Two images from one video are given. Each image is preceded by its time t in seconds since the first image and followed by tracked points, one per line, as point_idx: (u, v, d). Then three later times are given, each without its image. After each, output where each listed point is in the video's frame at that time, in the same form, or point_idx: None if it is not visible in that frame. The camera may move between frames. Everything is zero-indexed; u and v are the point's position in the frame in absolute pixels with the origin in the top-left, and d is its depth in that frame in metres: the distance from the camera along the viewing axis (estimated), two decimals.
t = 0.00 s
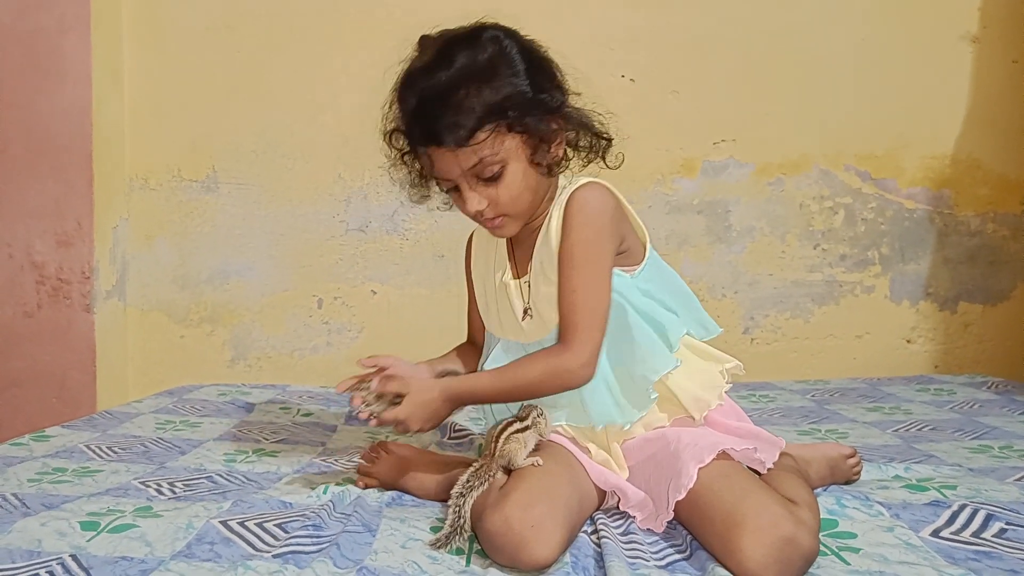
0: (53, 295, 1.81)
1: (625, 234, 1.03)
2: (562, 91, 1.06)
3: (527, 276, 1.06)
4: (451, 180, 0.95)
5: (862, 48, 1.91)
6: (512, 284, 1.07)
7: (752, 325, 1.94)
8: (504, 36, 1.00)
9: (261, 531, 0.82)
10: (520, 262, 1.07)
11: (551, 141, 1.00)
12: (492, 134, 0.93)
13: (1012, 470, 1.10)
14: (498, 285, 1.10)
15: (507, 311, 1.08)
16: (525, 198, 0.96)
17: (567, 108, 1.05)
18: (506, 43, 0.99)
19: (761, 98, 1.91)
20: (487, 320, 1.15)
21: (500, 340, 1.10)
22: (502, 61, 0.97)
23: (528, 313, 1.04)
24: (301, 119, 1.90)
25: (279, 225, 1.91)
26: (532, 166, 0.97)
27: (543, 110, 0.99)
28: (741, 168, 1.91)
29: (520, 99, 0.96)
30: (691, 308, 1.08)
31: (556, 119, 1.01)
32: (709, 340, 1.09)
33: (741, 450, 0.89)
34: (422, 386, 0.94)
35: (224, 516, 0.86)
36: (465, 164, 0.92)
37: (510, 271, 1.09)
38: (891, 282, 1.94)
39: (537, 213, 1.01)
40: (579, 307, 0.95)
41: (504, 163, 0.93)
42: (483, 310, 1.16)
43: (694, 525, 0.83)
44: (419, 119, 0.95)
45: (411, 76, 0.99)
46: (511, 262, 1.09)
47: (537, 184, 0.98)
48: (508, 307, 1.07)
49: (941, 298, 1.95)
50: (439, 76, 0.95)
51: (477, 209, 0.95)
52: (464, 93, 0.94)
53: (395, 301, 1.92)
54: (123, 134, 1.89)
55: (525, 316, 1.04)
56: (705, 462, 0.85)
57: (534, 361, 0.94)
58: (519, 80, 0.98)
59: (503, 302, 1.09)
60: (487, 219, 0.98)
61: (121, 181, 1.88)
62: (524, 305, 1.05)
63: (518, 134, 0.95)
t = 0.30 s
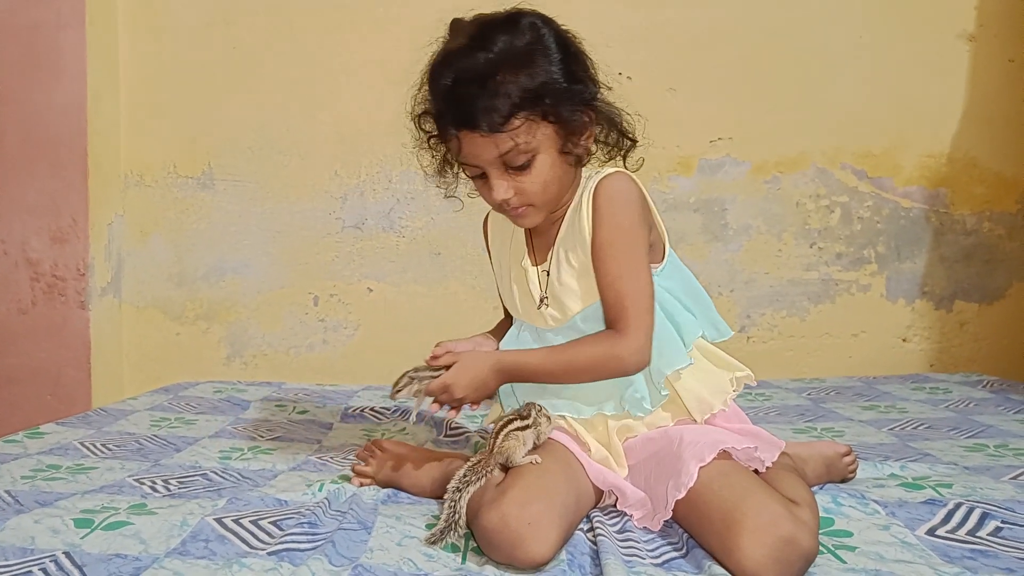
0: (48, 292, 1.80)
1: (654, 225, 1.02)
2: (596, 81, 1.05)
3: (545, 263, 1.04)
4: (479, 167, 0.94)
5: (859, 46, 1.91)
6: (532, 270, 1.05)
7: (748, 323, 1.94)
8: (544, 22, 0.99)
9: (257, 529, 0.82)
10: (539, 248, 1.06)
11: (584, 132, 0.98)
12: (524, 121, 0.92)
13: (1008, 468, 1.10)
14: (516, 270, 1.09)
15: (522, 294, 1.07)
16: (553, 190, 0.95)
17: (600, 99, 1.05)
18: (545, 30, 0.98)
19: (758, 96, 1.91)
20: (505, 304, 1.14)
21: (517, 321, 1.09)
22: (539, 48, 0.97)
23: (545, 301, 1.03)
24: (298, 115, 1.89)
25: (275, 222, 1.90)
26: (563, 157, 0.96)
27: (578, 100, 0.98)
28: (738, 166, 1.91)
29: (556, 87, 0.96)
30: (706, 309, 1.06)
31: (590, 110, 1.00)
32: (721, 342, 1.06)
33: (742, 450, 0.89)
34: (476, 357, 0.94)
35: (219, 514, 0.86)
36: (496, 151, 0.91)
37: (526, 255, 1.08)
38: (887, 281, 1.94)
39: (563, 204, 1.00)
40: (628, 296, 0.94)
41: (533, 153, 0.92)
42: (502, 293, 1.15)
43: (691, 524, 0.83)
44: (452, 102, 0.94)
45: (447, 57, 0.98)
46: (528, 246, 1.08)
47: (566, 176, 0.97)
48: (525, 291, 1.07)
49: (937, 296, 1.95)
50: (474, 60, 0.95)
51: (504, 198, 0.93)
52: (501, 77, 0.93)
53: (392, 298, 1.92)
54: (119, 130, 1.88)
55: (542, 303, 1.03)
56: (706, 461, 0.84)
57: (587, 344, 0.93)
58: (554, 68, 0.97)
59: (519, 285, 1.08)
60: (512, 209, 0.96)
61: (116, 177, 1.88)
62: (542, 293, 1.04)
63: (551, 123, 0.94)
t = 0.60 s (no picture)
0: (49, 293, 1.81)
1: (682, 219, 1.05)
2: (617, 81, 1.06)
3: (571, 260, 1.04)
4: (506, 167, 0.93)
5: (859, 46, 1.91)
6: (557, 267, 1.04)
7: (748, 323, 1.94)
8: (569, 22, 1.00)
9: (259, 530, 0.82)
10: (562, 246, 1.05)
11: (609, 132, 1.00)
12: (554, 122, 0.93)
13: (1010, 468, 1.10)
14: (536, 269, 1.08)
15: (546, 294, 1.05)
16: (578, 190, 0.96)
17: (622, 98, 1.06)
18: (570, 30, 0.99)
19: (758, 96, 1.91)
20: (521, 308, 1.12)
21: (535, 322, 1.07)
22: (565, 47, 0.97)
23: (576, 298, 1.01)
24: (298, 116, 1.89)
25: (275, 223, 1.90)
26: (588, 159, 0.96)
27: (604, 100, 1.00)
28: (739, 166, 1.91)
29: (583, 88, 0.97)
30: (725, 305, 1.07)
31: (614, 109, 1.01)
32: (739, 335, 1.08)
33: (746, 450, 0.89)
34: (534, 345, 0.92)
35: (221, 515, 0.86)
36: (527, 151, 0.91)
37: (547, 254, 1.06)
38: (888, 280, 1.94)
39: (585, 205, 1.00)
40: (688, 282, 0.96)
41: (562, 153, 0.92)
42: (515, 297, 1.13)
43: (692, 524, 0.83)
44: (480, 100, 0.94)
45: (472, 54, 0.97)
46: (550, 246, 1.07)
47: (590, 177, 0.98)
48: (549, 290, 1.05)
49: (938, 296, 1.95)
50: (503, 58, 0.95)
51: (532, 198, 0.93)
52: (531, 77, 0.94)
53: (393, 299, 1.92)
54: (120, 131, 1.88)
55: (572, 301, 1.01)
56: (708, 461, 0.85)
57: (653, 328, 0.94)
58: (580, 67, 0.98)
59: (542, 285, 1.06)
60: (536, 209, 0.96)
61: (117, 178, 1.88)
62: (571, 292, 1.02)
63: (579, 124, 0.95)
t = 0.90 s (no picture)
0: (51, 290, 1.82)
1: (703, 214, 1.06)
2: (646, 76, 1.06)
3: (595, 254, 1.03)
4: (530, 162, 0.92)
5: (862, 45, 1.91)
6: (581, 259, 1.03)
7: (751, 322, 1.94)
8: (598, 18, 1.00)
9: (262, 525, 0.82)
10: (586, 239, 1.04)
11: (637, 127, 1.00)
12: (578, 117, 0.92)
13: (1013, 468, 1.10)
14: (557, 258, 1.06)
15: (569, 285, 1.04)
16: (601, 185, 0.95)
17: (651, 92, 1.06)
18: (599, 26, 1.00)
19: (761, 95, 1.91)
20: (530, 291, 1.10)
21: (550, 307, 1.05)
22: (594, 43, 0.98)
23: (598, 293, 1.01)
24: (301, 114, 1.89)
25: (278, 221, 1.91)
26: (611, 153, 0.96)
27: (631, 94, 1.00)
28: (742, 165, 1.91)
29: (610, 83, 0.97)
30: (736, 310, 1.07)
31: (641, 105, 1.01)
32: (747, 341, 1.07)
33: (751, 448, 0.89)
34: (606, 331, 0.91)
35: (224, 510, 0.86)
36: (551, 145, 0.90)
37: (569, 244, 1.05)
38: (891, 280, 1.94)
39: (607, 200, 1.00)
40: (731, 268, 0.98)
41: (586, 148, 0.92)
42: (525, 281, 1.11)
43: (695, 521, 0.83)
44: (506, 95, 0.94)
45: (500, 49, 0.98)
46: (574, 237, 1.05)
47: (613, 171, 0.97)
48: (571, 281, 1.04)
49: (941, 296, 1.95)
50: (531, 53, 0.95)
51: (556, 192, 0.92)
52: (558, 71, 0.94)
53: (395, 296, 1.92)
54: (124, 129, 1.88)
55: (594, 295, 1.01)
56: (711, 458, 0.85)
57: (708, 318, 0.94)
58: (607, 62, 0.98)
59: (562, 273, 1.05)
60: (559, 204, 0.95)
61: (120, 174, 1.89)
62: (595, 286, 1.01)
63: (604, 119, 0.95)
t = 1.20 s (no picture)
0: (37, 286, 1.80)
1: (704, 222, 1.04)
2: (655, 66, 1.06)
3: (594, 257, 1.04)
4: (533, 151, 0.92)
5: (853, 52, 1.92)
6: (580, 258, 1.04)
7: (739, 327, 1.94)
8: (605, 6, 1.00)
9: (245, 525, 0.81)
10: (588, 236, 1.05)
11: (643, 117, 1.00)
12: (582, 106, 0.92)
13: (997, 474, 1.11)
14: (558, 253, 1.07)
15: (566, 283, 1.05)
16: (605, 176, 0.94)
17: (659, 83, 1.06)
18: (605, 14, 1.00)
19: (752, 101, 1.91)
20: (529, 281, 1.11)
21: (544, 301, 1.06)
22: (600, 31, 0.98)
23: (594, 296, 1.02)
24: (293, 112, 1.88)
25: (267, 219, 1.89)
26: (616, 143, 0.95)
27: (636, 84, 0.99)
28: (733, 169, 1.92)
29: (615, 72, 0.97)
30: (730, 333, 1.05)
31: (647, 96, 1.01)
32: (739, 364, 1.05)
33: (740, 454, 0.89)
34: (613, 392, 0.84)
35: (206, 510, 0.85)
36: (553, 134, 0.90)
37: (571, 240, 1.07)
38: (878, 287, 1.95)
39: (612, 192, 0.99)
40: (737, 287, 0.94)
41: (588, 138, 0.91)
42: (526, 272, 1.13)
43: (681, 525, 0.82)
44: (510, 83, 0.94)
45: (507, 37, 0.99)
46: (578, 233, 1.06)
47: (618, 163, 0.96)
48: (571, 280, 1.05)
49: (928, 303, 1.96)
50: (535, 40, 0.95)
51: (557, 182, 0.92)
52: (562, 59, 0.94)
53: (385, 297, 1.91)
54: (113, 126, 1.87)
55: (589, 298, 1.02)
56: (699, 463, 0.84)
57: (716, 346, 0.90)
58: (613, 51, 0.98)
59: (561, 270, 1.06)
60: (563, 196, 0.95)
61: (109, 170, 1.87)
62: (590, 288, 1.02)
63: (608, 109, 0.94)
